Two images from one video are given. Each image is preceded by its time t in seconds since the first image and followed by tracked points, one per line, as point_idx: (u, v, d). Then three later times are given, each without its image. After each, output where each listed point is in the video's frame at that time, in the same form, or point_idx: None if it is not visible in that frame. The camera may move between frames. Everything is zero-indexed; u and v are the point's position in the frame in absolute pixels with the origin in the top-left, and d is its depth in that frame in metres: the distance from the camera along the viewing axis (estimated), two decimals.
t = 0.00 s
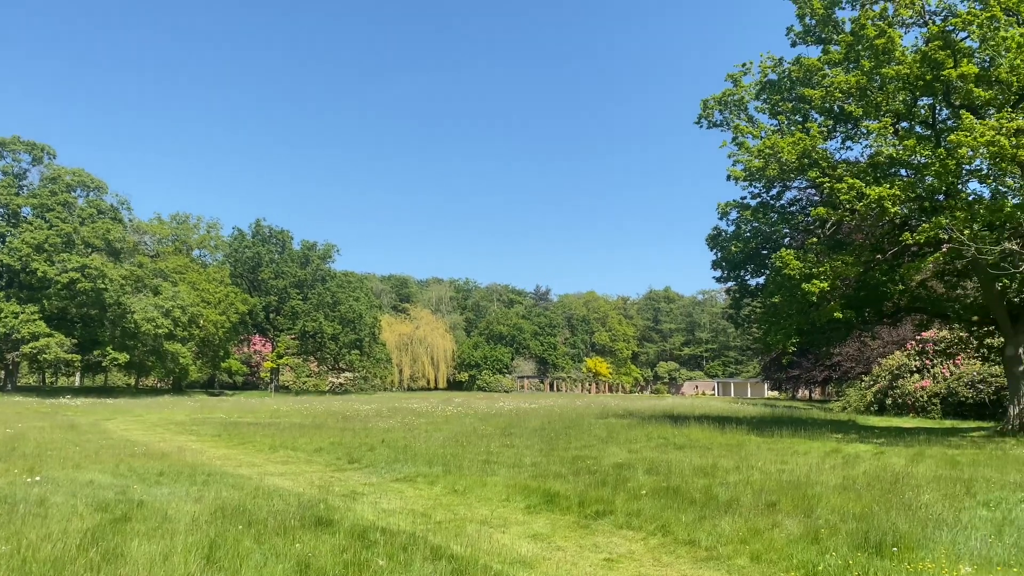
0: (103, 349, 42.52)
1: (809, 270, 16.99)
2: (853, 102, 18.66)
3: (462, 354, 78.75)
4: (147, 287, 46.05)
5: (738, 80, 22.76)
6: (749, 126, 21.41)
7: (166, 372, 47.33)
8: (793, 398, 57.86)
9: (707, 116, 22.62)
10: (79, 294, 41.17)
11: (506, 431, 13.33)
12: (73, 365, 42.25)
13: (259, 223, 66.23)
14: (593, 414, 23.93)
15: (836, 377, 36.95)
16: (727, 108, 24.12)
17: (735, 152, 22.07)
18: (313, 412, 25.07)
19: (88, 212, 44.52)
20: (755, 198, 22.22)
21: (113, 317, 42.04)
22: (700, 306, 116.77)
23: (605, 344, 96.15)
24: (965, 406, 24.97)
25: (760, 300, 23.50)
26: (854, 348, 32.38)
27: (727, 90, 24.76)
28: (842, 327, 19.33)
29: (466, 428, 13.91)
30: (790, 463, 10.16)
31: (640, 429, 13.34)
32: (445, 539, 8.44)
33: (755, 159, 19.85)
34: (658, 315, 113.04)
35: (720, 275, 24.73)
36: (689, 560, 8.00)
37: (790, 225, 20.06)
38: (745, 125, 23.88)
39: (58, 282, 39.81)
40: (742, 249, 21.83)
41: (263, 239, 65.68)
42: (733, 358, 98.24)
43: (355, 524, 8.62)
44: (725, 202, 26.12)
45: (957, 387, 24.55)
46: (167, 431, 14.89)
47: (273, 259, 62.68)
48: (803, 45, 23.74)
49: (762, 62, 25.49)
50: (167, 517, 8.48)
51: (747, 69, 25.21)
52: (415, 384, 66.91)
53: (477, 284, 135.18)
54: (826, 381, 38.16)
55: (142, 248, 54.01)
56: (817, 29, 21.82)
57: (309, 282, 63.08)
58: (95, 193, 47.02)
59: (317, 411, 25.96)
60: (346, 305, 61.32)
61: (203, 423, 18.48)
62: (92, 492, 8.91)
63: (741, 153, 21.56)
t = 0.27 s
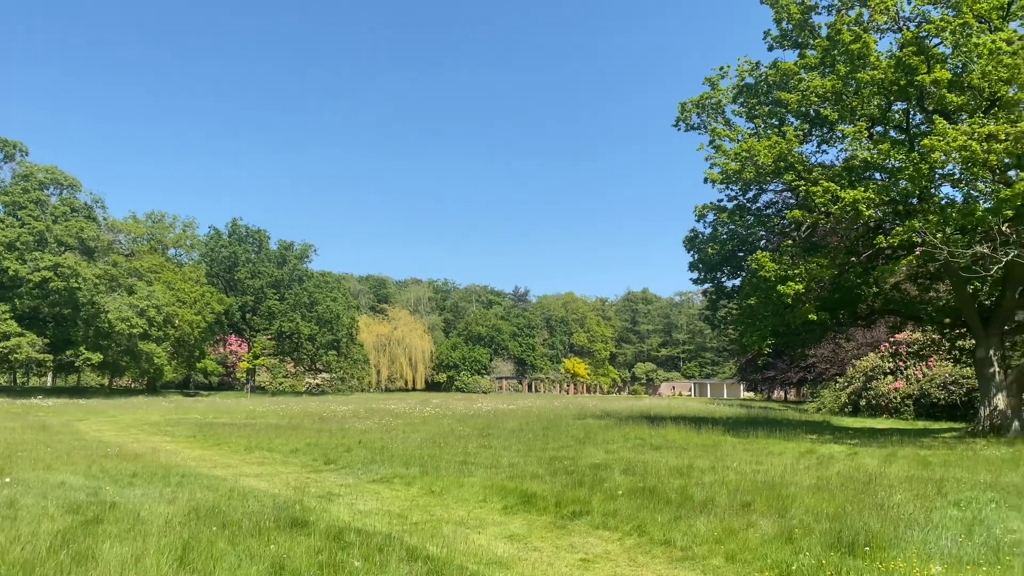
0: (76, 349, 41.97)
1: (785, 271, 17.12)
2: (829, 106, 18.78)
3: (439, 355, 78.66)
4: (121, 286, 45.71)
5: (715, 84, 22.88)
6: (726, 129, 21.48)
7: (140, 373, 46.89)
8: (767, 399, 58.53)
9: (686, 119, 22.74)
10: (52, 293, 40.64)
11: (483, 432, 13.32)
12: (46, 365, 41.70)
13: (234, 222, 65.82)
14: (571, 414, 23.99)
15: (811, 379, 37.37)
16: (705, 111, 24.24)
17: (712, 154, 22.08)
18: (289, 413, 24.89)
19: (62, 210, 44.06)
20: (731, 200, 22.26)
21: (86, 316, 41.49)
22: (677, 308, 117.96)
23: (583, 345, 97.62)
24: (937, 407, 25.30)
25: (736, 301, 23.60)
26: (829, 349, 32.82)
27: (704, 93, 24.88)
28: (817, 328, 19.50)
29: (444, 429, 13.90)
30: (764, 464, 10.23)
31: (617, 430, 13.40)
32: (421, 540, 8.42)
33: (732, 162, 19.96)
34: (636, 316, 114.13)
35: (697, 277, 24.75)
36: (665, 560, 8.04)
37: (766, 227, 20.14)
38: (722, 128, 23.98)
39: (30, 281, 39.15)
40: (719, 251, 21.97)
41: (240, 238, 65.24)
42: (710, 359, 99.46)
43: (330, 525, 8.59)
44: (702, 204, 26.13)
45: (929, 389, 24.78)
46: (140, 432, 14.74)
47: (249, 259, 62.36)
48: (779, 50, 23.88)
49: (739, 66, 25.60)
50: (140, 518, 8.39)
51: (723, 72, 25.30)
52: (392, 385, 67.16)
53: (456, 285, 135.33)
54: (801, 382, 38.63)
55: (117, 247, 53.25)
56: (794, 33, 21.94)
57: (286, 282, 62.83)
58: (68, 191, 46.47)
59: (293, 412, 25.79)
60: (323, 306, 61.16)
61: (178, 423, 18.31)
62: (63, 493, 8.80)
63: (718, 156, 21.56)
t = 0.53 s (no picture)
0: (46, 349, 41.38)
1: (759, 274, 17.24)
2: (803, 110, 18.90)
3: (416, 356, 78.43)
4: (93, 286, 45.16)
5: (692, 86, 22.96)
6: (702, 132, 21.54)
7: (113, 373, 46.37)
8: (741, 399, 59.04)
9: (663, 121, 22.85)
10: (23, 292, 40.09)
11: (459, 433, 13.31)
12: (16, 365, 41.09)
13: (210, 221, 65.31)
14: (548, 415, 24.02)
15: (786, 380, 37.82)
16: (682, 113, 24.33)
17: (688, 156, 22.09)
18: (266, 414, 24.74)
19: (32, 208, 43.58)
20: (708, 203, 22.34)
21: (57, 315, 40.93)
22: (654, 309, 119.05)
23: (561, 346, 97.33)
24: (908, 408, 25.64)
25: (712, 303, 23.63)
26: (803, 350, 33.28)
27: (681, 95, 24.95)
28: (791, 330, 19.66)
29: (420, 430, 13.89)
30: (738, 464, 10.31)
31: (594, 430, 13.45)
32: (396, 541, 8.40)
33: (708, 165, 20.04)
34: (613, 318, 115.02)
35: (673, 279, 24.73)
36: (639, 560, 8.08)
37: (741, 230, 20.39)
38: (699, 130, 24.05)
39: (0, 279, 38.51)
40: (695, 253, 21.99)
41: (215, 237, 64.74)
42: (685, 360, 100.53)
43: (304, 526, 8.54)
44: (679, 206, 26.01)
45: (901, 390, 25.01)
46: (111, 433, 14.57)
47: (224, 258, 62.18)
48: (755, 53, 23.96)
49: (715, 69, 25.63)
50: (110, 521, 8.29)
51: (700, 75, 25.30)
52: (369, 385, 67.12)
53: (434, 286, 135.38)
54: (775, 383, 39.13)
55: (89, 246, 52.34)
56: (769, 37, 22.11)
57: (261, 282, 62.37)
58: (39, 189, 45.88)
59: (269, 412, 25.59)
60: (299, 306, 60.27)
61: (152, 423, 18.20)
62: (32, 495, 8.68)
63: (693, 158, 21.57)
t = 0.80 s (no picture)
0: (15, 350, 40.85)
1: (735, 276, 17.31)
2: (779, 113, 19.03)
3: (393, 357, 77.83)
4: (64, 285, 44.20)
5: (669, 89, 22.92)
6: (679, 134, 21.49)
7: (84, 374, 45.83)
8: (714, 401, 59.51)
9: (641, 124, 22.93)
10: None
11: (436, 434, 13.29)
12: None
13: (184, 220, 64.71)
14: (524, 417, 24.04)
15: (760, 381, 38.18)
16: (659, 116, 24.18)
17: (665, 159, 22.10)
18: (241, 415, 24.53)
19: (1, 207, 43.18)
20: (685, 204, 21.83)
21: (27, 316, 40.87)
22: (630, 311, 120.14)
23: (537, 347, 97.32)
24: (881, 409, 25.94)
25: (689, 305, 23.38)
26: (778, 352, 33.66)
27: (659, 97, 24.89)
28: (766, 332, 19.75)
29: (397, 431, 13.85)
30: (714, 465, 10.36)
31: (570, 431, 13.48)
32: (370, 543, 8.36)
33: (685, 167, 20.05)
34: (590, 319, 115.95)
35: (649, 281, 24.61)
36: (615, 561, 8.10)
37: (718, 231, 20.15)
38: (676, 133, 23.99)
39: None
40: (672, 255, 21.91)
41: (189, 237, 64.18)
42: (661, 362, 101.54)
43: (278, 529, 8.46)
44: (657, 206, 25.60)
45: (875, 391, 25.51)
46: (82, 435, 14.40)
47: (198, 258, 61.88)
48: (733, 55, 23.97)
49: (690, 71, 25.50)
50: (80, 524, 8.17)
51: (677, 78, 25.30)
52: (346, 387, 66.66)
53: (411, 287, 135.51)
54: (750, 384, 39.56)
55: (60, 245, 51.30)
56: (747, 40, 22.23)
57: (236, 282, 61.94)
58: (9, 186, 45.23)
59: (244, 414, 25.41)
60: (273, 306, 59.35)
61: (125, 425, 18.00)
62: None
63: (671, 161, 21.56)
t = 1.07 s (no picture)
0: None
1: (712, 278, 17.34)
2: (756, 117, 19.04)
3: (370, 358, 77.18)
4: (36, 285, 44.34)
5: (646, 92, 22.64)
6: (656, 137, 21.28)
7: (56, 375, 45.33)
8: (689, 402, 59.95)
9: (619, 127, 23.08)
10: None
11: (414, 436, 13.26)
12: None
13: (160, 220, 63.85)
14: (501, 418, 23.98)
15: (736, 383, 38.52)
16: (636, 119, 23.82)
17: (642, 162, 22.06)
18: (217, 417, 24.34)
19: None
20: (662, 206, 22.09)
21: None
22: (608, 313, 121.09)
23: (516, 349, 100.63)
24: (855, 410, 26.19)
25: (665, 306, 23.35)
26: (753, 354, 34.05)
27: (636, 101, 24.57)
28: (742, 333, 19.77)
29: (373, 432, 13.83)
30: (689, 465, 10.43)
31: (548, 432, 13.50)
32: (346, 545, 8.32)
33: (661, 170, 20.04)
34: (568, 320, 116.80)
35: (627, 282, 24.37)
36: (591, 563, 8.12)
37: (695, 234, 20.49)
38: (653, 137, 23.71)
39: None
40: (649, 257, 21.81)
41: (164, 237, 63.48)
42: (638, 363, 102.48)
43: (253, 531, 8.40)
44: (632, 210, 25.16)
45: (849, 393, 25.84)
46: (52, 437, 14.22)
47: (174, 258, 61.22)
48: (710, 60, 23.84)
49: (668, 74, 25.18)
50: (50, 527, 8.06)
51: (655, 81, 25.17)
52: (322, 389, 66.85)
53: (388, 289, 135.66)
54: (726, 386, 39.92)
55: (31, 245, 50.52)
56: (723, 44, 22.21)
57: (212, 283, 61.41)
58: None
59: (220, 416, 25.23)
60: (250, 308, 59.53)
61: (98, 427, 17.75)
62: None
63: (648, 164, 21.43)
